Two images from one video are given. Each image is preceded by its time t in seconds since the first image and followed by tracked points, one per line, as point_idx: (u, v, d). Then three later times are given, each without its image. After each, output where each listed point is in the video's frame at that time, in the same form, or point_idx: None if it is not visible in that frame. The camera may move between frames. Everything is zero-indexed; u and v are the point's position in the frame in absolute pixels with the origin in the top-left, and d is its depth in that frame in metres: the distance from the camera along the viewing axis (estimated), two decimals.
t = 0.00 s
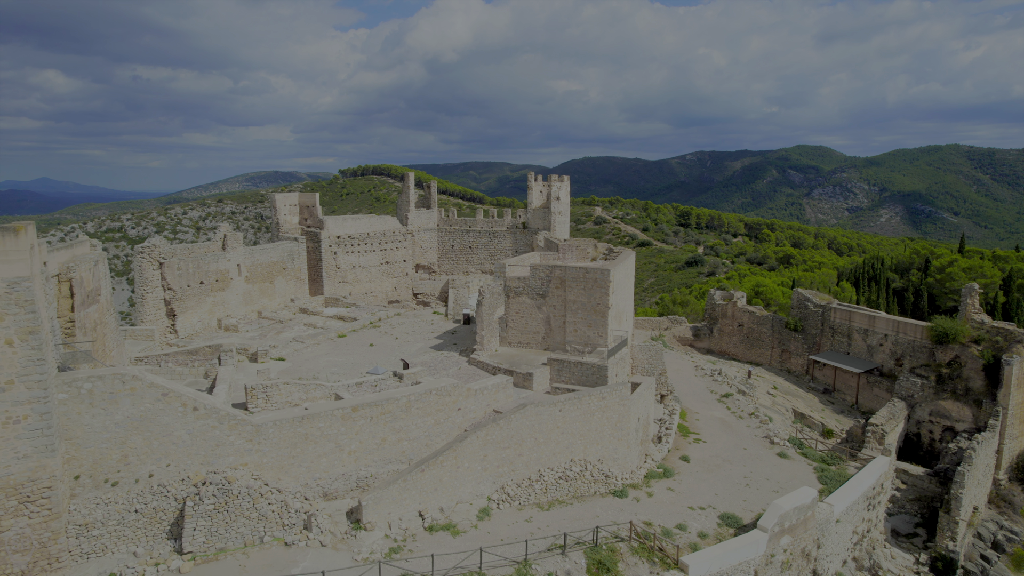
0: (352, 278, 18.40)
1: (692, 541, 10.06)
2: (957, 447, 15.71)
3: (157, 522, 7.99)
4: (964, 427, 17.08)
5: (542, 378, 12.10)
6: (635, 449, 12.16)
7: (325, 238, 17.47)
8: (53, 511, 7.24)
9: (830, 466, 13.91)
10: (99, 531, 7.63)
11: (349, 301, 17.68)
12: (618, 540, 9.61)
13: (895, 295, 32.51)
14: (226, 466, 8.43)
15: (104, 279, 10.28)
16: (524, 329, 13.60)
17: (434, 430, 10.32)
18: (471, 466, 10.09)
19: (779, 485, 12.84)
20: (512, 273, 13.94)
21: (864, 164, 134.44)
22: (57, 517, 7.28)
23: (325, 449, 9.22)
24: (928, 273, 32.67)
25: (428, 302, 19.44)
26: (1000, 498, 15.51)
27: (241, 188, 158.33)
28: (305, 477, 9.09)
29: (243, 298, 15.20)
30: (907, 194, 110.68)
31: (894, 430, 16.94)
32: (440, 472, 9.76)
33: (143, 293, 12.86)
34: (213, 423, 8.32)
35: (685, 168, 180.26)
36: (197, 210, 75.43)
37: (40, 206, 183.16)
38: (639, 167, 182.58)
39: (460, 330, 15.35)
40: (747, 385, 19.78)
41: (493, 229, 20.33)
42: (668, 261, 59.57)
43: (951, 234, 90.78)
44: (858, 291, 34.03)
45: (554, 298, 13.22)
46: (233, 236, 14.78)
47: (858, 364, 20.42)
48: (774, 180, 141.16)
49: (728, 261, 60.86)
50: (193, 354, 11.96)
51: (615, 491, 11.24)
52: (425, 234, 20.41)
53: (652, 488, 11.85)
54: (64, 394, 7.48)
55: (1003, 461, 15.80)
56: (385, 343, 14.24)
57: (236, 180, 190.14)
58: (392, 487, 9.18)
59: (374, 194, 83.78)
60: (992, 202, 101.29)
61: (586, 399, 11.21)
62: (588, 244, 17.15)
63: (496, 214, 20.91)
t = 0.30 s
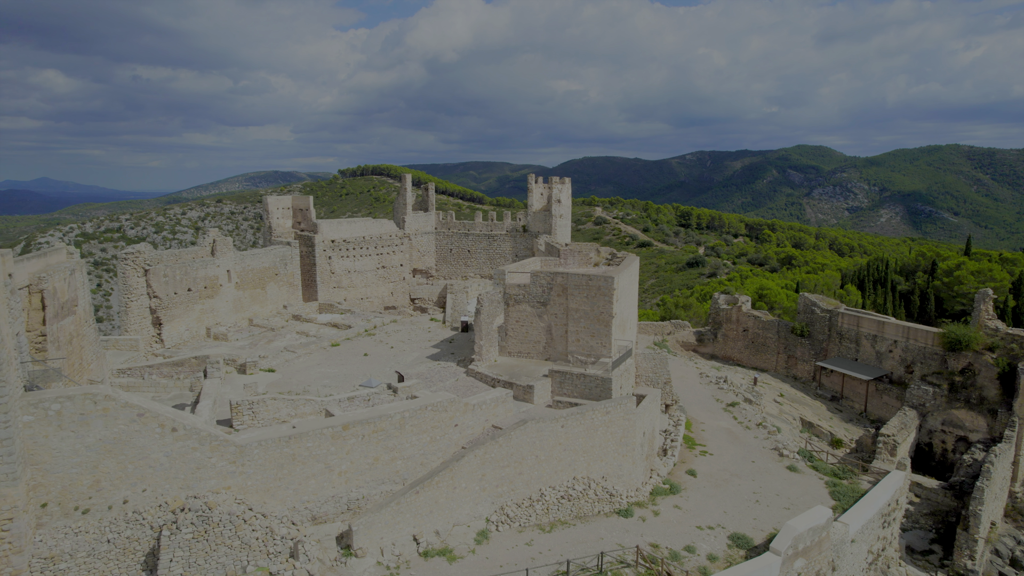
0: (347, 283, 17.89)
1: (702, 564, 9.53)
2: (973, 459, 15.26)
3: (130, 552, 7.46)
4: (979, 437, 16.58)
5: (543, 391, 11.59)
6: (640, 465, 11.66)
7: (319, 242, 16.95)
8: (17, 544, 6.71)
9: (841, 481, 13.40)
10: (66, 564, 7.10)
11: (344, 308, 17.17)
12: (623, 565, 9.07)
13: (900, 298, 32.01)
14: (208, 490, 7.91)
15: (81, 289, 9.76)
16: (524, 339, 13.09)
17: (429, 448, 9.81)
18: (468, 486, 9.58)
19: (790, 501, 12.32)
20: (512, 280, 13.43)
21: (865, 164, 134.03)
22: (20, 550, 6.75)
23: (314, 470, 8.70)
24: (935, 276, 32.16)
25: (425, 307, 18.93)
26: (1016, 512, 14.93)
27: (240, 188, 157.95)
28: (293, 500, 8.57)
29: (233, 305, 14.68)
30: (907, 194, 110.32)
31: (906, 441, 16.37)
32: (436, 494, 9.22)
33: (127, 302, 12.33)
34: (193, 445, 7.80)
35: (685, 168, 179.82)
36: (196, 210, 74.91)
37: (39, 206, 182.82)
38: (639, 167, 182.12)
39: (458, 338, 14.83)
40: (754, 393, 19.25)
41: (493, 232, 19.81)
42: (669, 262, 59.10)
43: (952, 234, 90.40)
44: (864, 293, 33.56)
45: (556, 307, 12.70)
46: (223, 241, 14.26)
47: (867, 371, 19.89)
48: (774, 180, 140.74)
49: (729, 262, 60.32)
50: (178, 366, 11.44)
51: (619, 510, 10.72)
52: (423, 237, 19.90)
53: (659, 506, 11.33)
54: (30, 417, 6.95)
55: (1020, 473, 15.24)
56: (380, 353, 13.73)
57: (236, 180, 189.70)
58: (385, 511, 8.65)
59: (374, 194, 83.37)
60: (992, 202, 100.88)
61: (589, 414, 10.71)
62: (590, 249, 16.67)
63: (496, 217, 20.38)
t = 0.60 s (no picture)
0: (342, 288, 17.37)
1: None
2: (988, 471, 14.81)
3: None
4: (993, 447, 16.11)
5: (545, 405, 11.09)
6: (645, 482, 11.17)
7: (313, 247, 16.44)
8: None
9: (854, 497, 12.86)
10: None
11: (339, 314, 16.66)
12: None
13: (907, 302, 31.53)
14: (186, 517, 7.38)
15: (56, 300, 9.23)
16: (524, 349, 12.59)
17: (424, 468, 9.30)
18: (465, 508, 9.05)
19: (802, 519, 11.79)
20: (512, 287, 12.92)
21: (865, 164, 133.58)
22: None
23: (300, 493, 8.18)
24: (942, 279, 31.63)
25: (422, 313, 18.42)
26: None
27: (240, 188, 157.39)
28: (278, 526, 8.05)
29: (223, 313, 14.17)
30: (907, 194, 109.91)
31: (919, 452, 15.81)
32: (431, 517, 8.68)
33: (110, 310, 11.79)
34: (170, 468, 7.28)
35: (686, 168, 179.32)
36: (195, 209, 74.41)
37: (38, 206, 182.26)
38: (639, 167, 181.59)
39: (456, 347, 14.31)
40: (760, 401, 18.73)
41: (492, 235, 19.27)
42: (670, 262, 58.58)
43: (952, 235, 90.03)
44: (869, 296, 33.08)
45: (558, 315, 12.19)
46: (212, 246, 13.73)
47: (876, 378, 19.37)
48: (774, 180, 140.28)
49: (730, 263, 59.76)
50: (162, 379, 10.91)
51: (624, 531, 10.21)
52: (420, 241, 19.38)
53: (665, 525, 10.81)
54: None
55: None
56: (374, 362, 13.22)
57: (235, 180, 189.09)
58: (377, 536, 8.08)
59: (374, 194, 82.87)
60: (992, 202, 100.52)
61: (592, 430, 10.21)
62: (593, 254, 16.18)
63: (495, 220, 19.85)
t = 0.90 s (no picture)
0: (337, 294, 16.87)
1: None
2: (1005, 485, 14.29)
3: None
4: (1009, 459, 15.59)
5: (546, 420, 10.59)
6: (651, 501, 10.67)
7: (306, 251, 15.92)
8: None
9: (868, 514, 12.34)
10: None
11: (333, 321, 16.16)
12: None
13: (913, 305, 31.04)
14: (161, 548, 6.87)
15: (28, 311, 8.70)
16: (524, 359, 12.09)
17: (418, 489, 8.79)
18: (462, 533, 8.50)
19: (815, 538, 11.27)
20: (511, 295, 12.41)
21: (865, 164, 133.12)
22: None
23: (286, 519, 7.66)
24: (949, 282, 31.14)
25: (420, 320, 17.92)
26: None
27: (239, 188, 156.84)
28: (262, 555, 7.54)
29: (212, 321, 13.64)
30: (906, 194, 109.50)
31: (932, 464, 15.25)
32: (426, 544, 8.10)
33: (91, 320, 11.25)
34: (144, 497, 6.76)
35: (685, 168, 178.85)
36: (194, 210, 73.93)
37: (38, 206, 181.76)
38: (639, 167, 181.10)
39: (453, 356, 13.81)
40: (767, 410, 18.22)
41: (491, 239, 18.75)
42: (671, 263, 58.06)
43: (951, 235, 89.66)
44: (875, 299, 32.59)
45: (559, 325, 11.68)
46: (199, 252, 13.20)
47: (885, 386, 18.85)
48: (774, 180, 139.79)
49: (732, 264, 59.23)
50: (144, 393, 10.40)
51: (630, 554, 9.72)
52: (417, 245, 18.86)
53: (672, 547, 10.31)
54: None
55: None
56: (369, 374, 12.72)
57: (235, 180, 188.61)
58: (368, 565, 7.47)
59: (374, 194, 82.34)
60: (992, 202, 100.11)
61: (596, 448, 9.71)
62: (595, 259, 15.71)
63: (495, 224, 19.34)
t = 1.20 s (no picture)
0: (331, 300, 16.37)
1: None
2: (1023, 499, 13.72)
3: None
4: None
5: (547, 437, 10.09)
6: (657, 522, 10.18)
7: (299, 256, 15.42)
8: None
9: (884, 533, 11.81)
10: None
11: (327, 328, 15.66)
12: None
13: (919, 308, 30.54)
14: None
15: None
16: (524, 371, 11.58)
17: (411, 514, 8.28)
18: (459, 562, 7.92)
19: (829, 559, 10.76)
20: (511, 303, 11.89)
21: (865, 164, 132.64)
22: None
23: (269, 550, 7.15)
24: (955, 285, 30.63)
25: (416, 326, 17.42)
26: None
27: (239, 188, 156.37)
28: None
29: (199, 330, 13.13)
30: (906, 194, 109.08)
31: (946, 477, 14.69)
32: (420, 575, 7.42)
33: (70, 331, 10.72)
34: (113, 530, 6.24)
35: (685, 168, 178.36)
36: (193, 210, 73.41)
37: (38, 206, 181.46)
38: (639, 167, 180.59)
39: (450, 367, 13.31)
40: (774, 419, 17.72)
41: (490, 243, 18.26)
42: (672, 264, 57.56)
43: (951, 235, 89.24)
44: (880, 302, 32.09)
45: (561, 335, 11.18)
46: (187, 258, 12.68)
47: (895, 395, 18.33)
48: (774, 180, 139.28)
49: (733, 265, 58.70)
50: (125, 409, 9.86)
51: None
52: (414, 249, 18.35)
53: (680, 570, 9.82)
54: None
55: None
56: (362, 386, 12.21)
57: (235, 180, 188.22)
58: None
59: (373, 194, 81.85)
60: (992, 202, 99.68)
61: (601, 468, 9.20)
62: (597, 265, 15.23)
63: (494, 227, 18.82)
